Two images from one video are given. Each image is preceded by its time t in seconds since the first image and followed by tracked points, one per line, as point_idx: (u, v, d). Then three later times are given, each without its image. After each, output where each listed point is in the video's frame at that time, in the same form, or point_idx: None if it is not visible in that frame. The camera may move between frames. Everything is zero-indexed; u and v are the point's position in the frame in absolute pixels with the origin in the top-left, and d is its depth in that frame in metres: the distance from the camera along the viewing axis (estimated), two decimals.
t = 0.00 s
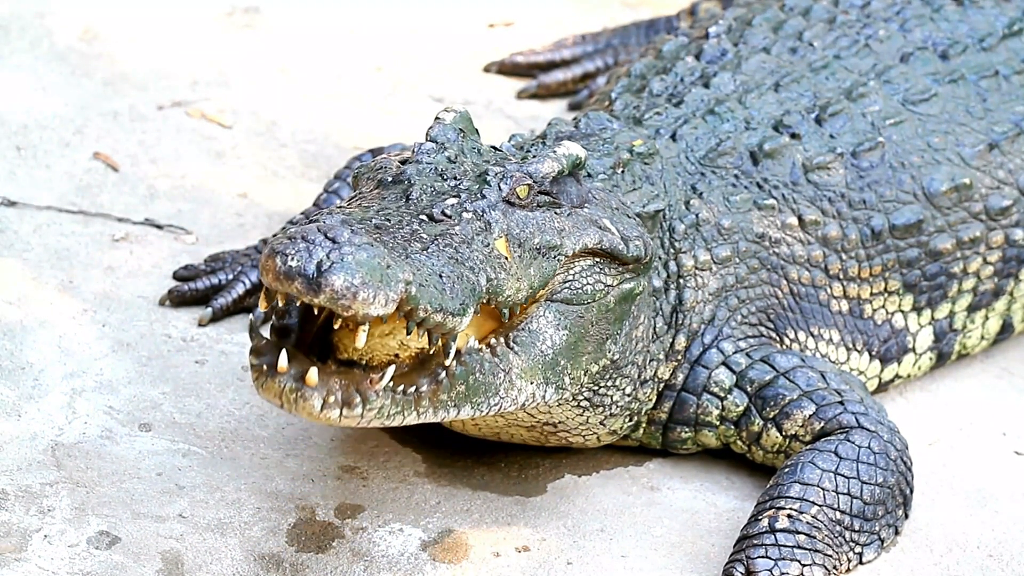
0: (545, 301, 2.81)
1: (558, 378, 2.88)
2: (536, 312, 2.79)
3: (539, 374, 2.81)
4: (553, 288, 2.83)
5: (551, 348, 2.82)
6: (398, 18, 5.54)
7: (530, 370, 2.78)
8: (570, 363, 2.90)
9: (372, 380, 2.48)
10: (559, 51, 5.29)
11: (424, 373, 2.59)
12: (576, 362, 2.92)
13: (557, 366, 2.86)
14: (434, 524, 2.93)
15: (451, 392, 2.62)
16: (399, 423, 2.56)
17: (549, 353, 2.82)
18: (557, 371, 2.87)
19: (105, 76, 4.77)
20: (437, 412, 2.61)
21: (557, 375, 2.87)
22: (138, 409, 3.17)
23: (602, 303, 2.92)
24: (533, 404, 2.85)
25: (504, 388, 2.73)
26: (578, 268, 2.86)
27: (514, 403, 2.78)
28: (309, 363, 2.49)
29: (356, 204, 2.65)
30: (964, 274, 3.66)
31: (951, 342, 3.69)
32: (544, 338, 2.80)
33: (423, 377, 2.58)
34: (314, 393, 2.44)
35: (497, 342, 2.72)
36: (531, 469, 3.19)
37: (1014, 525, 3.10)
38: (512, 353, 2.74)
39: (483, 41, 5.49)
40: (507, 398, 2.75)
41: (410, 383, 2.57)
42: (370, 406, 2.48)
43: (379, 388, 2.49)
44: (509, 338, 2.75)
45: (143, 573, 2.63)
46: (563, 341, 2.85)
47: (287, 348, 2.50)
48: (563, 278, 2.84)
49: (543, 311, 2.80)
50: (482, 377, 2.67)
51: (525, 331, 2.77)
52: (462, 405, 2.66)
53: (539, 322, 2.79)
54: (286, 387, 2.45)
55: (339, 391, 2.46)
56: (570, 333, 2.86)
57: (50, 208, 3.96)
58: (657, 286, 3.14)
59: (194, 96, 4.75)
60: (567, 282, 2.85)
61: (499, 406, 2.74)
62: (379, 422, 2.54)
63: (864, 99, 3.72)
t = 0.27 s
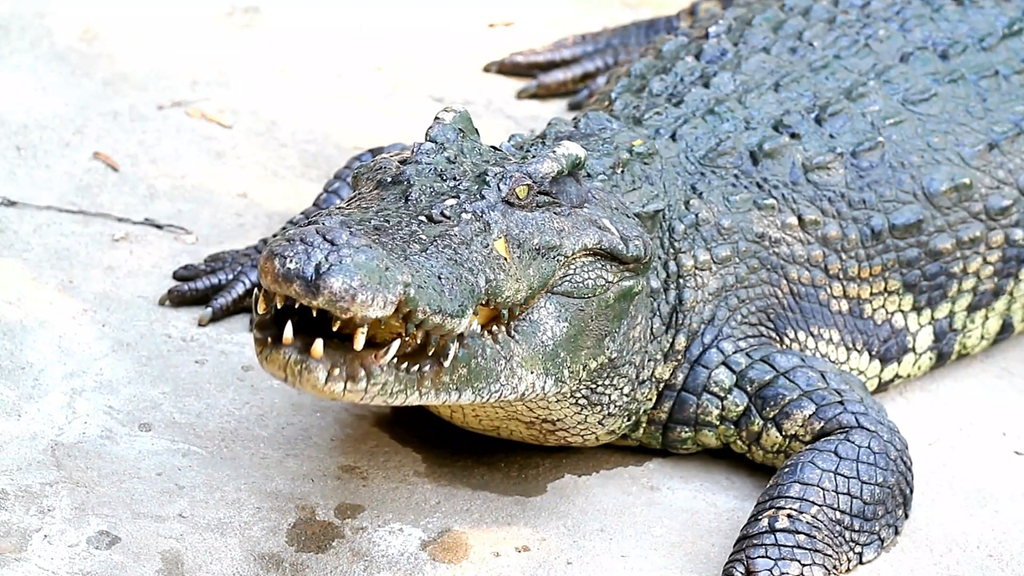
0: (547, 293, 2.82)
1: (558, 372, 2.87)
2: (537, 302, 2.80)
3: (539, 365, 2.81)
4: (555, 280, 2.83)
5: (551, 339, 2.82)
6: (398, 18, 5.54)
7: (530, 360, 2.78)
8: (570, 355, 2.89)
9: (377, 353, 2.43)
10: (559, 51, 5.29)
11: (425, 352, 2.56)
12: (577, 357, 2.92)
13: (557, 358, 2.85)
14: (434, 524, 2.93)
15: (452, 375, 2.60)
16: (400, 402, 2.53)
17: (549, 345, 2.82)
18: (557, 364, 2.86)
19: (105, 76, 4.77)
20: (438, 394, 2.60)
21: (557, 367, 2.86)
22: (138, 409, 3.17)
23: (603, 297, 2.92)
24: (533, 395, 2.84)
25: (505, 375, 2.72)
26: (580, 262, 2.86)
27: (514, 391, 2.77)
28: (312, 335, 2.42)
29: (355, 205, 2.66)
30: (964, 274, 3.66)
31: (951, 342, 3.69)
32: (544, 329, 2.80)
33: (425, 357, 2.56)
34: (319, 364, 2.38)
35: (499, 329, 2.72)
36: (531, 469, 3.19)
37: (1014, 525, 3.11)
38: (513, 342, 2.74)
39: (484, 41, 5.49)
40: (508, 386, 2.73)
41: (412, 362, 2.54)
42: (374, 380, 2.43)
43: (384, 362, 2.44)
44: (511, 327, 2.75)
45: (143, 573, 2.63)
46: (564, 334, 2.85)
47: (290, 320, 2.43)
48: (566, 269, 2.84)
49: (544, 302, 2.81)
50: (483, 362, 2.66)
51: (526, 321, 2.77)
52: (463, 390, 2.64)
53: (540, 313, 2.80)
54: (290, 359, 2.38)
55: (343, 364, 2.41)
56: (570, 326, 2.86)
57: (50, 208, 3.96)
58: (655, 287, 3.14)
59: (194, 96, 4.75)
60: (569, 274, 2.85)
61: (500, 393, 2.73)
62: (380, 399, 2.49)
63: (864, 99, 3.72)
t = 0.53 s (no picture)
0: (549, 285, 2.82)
1: (558, 364, 2.86)
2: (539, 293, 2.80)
3: (539, 355, 2.79)
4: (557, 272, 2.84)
5: (551, 330, 2.81)
6: (398, 18, 5.54)
7: (531, 349, 2.76)
8: (570, 348, 2.88)
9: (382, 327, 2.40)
10: (559, 51, 5.29)
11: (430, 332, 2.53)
12: (578, 349, 2.91)
13: (557, 349, 2.84)
14: (434, 524, 2.93)
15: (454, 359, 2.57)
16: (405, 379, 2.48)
17: (550, 335, 2.81)
18: (557, 355, 2.85)
19: (106, 76, 4.77)
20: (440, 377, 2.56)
21: (557, 360, 2.85)
22: (138, 409, 3.17)
23: (604, 291, 2.92)
24: (532, 385, 2.81)
25: (506, 362, 2.69)
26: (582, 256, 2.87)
27: (514, 380, 2.74)
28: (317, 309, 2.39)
29: (354, 206, 2.66)
30: (964, 274, 3.66)
31: (951, 342, 3.69)
32: (545, 318, 2.80)
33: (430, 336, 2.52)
34: (323, 336, 2.34)
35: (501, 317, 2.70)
36: (531, 469, 3.19)
37: (1014, 525, 3.10)
38: (514, 330, 2.73)
39: (484, 41, 5.49)
40: (508, 373, 2.71)
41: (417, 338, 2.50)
42: (379, 353, 2.39)
43: (389, 335, 2.40)
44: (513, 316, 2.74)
45: (142, 573, 2.63)
46: (564, 325, 2.84)
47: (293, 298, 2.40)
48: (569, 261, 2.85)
49: (545, 292, 2.81)
50: (484, 346, 2.63)
51: (528, 312, 2.77)
52: (464, 373, 2.60)
53: (540, 303, 2.80)
54: (295, 332, 2.34)
55: (348, 337, 2.37)
56: (571, 318, 2.86)
57: (50, 208, 3.96)
58: (653, 288, 3.14)
59: (194, 96, 4.75)
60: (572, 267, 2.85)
61: (500, 380, 2.70)
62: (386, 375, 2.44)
63: (864, 99, 3.72)
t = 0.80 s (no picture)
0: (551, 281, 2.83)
1: (559, 360, 2.86)
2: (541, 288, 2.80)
3: (540, 350, 2.79)
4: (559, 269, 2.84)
5: (552, 326, 2.81)
6: (398, 18, 5.54)
7: (532, 343, 2.76)
8: (571, 344, 2.88)
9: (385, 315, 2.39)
10: (559, 51, 5.29)
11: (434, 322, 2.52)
12: (579, 345, 2.91)
13: (558, 345, 2.84)
14: (434, 524, 2.93)
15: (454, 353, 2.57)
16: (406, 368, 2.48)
17: (550, 331, 2.81)
18: (558, 351, 2.84)
19: (105, 76, 4.77)
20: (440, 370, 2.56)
21: (558, 355, 2.85)
22: (138, 409, 3.17)
23: (605, 289, 2.92)
24: (533, 380, 2.81)
25: (506, 356, 2.69)
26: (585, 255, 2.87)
27: (514, 374, 2.73)
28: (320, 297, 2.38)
29: (354, 206, 2.66)
30: (964, 274, 3.66)
31: (951, 342, 3.69)
32: (546, 314, 2.80)
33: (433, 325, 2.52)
34: (326, 324, 2.33)
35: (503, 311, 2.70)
36: (531, 469, 3.19)
37: (1014, 525, 3.11)
38: (515, 325, 2.72)
39: (484, 41, 5.49)
40: (509, 366, 2.70)
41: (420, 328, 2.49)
42: (381, 341, 2.39)
43: (392, 324, 2.39)
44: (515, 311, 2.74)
45: (143, 573, 2.63)
46: (565, 321, 2.84)
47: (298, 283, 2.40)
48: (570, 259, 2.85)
49: (547, 288, 2.81)
50: (485, 339, 2.63)
51: (530, 308, 2.77)
52: (464, 367, 2.60)
53: (542, 298, 2.80)
54: (297, 319, 2.34)
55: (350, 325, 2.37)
56: (572, 314, 2.86)
57: (50, 208, 3.96)
58: (653, 288, 3.14)
59: (193, 96, 4.75)
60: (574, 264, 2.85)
61: (501, 373, 2.69)
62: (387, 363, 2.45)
63: (864, 98, 3.72)
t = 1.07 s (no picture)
0: (551, 282, 2.83)
1: (559, 361, 2.86)
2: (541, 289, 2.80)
3: (540, 350, 2.79)
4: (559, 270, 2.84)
5: (552, 326, 2.81)
6: (398, 18, 5.55)
7: (532, 344, 2.76)
8: (571, 345, 2.88)
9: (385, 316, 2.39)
10: (559, 51, 5.29)
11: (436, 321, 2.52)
12: (579, 346, 2.91)
13: (558, 345, 2.84)
14: (434, 524, 2.93)
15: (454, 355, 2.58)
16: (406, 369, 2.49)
17: (551, 332, 2.81)
18: (557, 352, 2.85)
19: (106, 76, 4.77)
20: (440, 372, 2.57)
21: (557, 356, 2.85)
22: (138, 409, 3.18)
23: (605, 290, 2.92)
24: (533, 381, 2.81)
25: (506, 356, 2.69)
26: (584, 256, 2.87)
27: (515, 374, 2.74)
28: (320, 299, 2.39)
29: (355, 206, 2.66)
30: (964, 274, 3.66)
31: (951, 342, 3.69)
32: (546, 315, 2.80)
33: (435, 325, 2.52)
34: (325, 325, 2.33)
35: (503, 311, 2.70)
36: (531, 469, 3.19)
37: (1014, 525, 3.10)
38: (515, 325, 2.72)
39: (484, 41, 5.50)
40: (509, 366, 2.70)
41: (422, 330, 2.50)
42: (381, 342, 2.40)
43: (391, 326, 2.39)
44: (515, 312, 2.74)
45: (143, 573, 2.63)
46: (565, 322, 2.84)
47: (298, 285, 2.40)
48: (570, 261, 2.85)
49: (547, 289, 2.81)
50: (485, 340, 2.63)
51: (529, 309, 2.77)
52: (464, 368, 2.61)
53: (542, 299, 2.80)
54: (296, 320, 2.34)
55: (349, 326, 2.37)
56: (572, 314, 2.86)
57: (50, 208, 3.96)
58: (653, 288, 3.14)
59: (194, 96, 4.75)
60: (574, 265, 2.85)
61: (501, 374, 2.69)
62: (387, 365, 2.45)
63: (864, 99, 3.72)
